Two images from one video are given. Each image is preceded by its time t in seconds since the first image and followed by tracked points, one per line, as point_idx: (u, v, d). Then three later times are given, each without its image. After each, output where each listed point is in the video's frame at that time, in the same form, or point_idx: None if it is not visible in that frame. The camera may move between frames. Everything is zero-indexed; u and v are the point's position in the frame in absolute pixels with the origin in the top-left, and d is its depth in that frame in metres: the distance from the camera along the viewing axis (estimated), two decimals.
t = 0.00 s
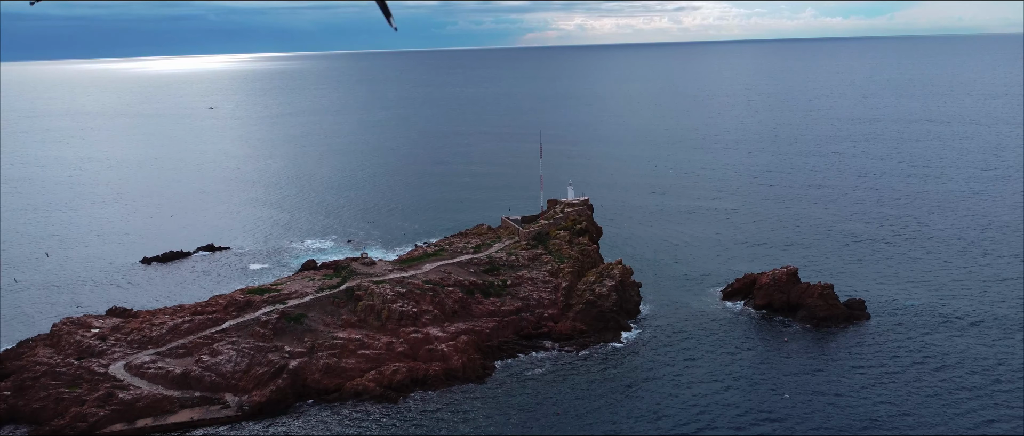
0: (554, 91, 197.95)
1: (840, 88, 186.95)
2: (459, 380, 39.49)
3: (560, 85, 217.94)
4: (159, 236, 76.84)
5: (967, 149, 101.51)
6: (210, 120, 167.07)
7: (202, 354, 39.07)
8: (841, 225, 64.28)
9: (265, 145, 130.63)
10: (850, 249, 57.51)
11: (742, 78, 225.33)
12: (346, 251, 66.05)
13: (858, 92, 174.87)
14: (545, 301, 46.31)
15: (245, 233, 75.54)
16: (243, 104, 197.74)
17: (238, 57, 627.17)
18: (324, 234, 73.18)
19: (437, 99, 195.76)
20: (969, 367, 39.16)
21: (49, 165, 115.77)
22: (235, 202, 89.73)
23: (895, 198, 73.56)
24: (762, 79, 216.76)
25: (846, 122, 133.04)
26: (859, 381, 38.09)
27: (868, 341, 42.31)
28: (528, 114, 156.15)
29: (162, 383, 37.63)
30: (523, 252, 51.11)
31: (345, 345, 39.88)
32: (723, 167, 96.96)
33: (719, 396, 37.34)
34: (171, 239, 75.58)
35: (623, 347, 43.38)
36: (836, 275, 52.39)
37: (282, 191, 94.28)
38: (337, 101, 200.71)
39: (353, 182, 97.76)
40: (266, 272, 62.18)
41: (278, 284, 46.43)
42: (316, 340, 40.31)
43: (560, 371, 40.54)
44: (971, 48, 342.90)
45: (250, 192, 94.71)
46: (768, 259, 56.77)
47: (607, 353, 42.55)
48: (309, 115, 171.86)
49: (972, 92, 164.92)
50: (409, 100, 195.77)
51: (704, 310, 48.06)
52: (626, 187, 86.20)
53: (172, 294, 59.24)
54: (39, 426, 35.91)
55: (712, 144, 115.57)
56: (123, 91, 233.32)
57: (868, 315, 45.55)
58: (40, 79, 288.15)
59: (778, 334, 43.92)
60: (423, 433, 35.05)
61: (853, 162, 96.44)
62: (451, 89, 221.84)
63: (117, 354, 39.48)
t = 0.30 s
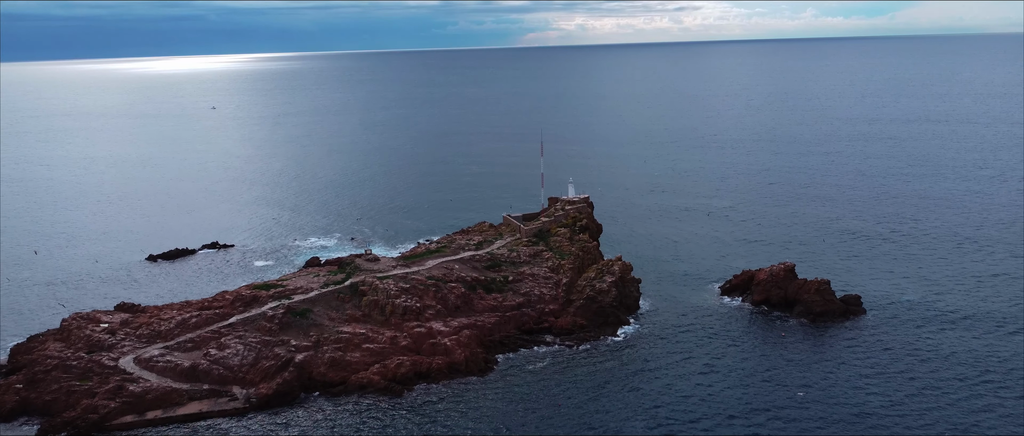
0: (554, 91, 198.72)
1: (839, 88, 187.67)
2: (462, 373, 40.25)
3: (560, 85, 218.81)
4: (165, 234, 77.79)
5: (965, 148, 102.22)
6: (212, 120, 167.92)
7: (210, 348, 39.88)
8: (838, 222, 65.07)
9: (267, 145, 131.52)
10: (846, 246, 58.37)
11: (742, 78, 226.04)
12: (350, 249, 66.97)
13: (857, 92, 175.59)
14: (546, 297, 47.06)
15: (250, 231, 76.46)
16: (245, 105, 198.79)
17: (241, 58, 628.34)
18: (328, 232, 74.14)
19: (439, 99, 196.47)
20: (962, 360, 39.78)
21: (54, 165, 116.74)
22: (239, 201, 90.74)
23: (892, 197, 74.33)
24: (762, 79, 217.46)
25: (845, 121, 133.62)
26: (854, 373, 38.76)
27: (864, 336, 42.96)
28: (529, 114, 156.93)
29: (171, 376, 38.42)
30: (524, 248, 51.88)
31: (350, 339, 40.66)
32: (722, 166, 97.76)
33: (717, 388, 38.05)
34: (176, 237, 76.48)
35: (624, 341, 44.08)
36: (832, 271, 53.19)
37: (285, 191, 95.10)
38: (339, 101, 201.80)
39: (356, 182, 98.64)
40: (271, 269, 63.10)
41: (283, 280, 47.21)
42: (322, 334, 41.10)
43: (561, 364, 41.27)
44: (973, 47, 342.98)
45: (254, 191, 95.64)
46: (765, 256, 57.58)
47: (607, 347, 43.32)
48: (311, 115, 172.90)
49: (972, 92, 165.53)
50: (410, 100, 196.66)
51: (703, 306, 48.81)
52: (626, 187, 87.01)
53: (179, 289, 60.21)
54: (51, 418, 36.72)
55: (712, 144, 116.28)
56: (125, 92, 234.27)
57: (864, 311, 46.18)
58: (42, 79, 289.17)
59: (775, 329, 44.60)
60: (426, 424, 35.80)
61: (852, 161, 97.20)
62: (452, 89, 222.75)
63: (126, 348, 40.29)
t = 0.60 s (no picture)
0: (555, 91, 199.49)
1: (839, 88, 188.31)
2: (464, 367, 40.99)
3: (561, 84, 219.53)
4: (170, 233, 78.64)
5: (963, 147, 102.90)
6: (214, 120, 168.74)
7: (217, 342, 40.66)
8: (835, 220, 65.81)
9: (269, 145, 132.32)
10: (843, 243, 59.12)
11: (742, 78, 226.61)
12: (353, 246, 67.79)
13: (857, 92, 176.30)
14: (547, 292, 47.80)
15: (254, 230, 77.28)
16: (246, 105, 199.54)
17: (243, 58, 628.88)
18: (331, 231, 74.96)
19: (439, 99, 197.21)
20: (953, 352, 40.52)
21: (58, 164, 117.67)
22: (243, 200, 91.57)
23: (890, 195, 75.07)
24: (762, 79, 218.15)
25: (844, 120, 134.44)
26: (848, 365, 39.51)
27: (858, 330, 43.67)
28: (530, 114, 157.73)
29: (180, 370, 39.20)
30: (525, 245, 52.65)
31: (355, 334, 41.43)
32: (721, 165, 98.50)
33: (715, 381, 38.78)
34: (181, 236, 77.33)
35: (624, 336, 44.79)
36: (829, 267, 53.92)
37: (287, 190, 95.90)
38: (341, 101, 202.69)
39: (358, 181, 99.43)
40: (275, 266, 63.93)
41: (289, 276, 47.94)
42: (327, 329, 41.87)
43: (562, 358, 42.01)
44: (974, 47, 342.55)
45: (257, 190, 96.47)
46: (763, 253, 58.34)
47: (607, 342, 44.06)
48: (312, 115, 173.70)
49: (971, 91, 166.18)
50: (412, 100, 197.45)
51: (702, 301, 49.54)
52: (626, 186, 87.73)
53: (185, 286, 61.02)
54: (63, 410, 37.50)
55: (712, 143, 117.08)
56: (127, 92, 235.06)
57: (860, 307, 46.86)
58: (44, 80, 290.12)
59: (771, 324, 45.32)
60: (430, 415, 36.53)
61: (850, 160, 97.91)
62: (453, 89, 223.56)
63: (135, 343, 41.09)
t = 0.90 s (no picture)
0: (555, 91, 200.23)
1: (839, 87, 188.83)
2: (467, 361, 41.72)
3: (561, 84, 220.17)
4: (174, 231, 79.44)
5: (960, 147, 103.56)
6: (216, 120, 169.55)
7: (224, 336, 41.45)
8: (832, 218, 66.54)
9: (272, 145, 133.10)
10: (839, 240, 59.83)
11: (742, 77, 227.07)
12: (356, 244, 68.59)
13: (856, 91, 177.15)
14: (548, 288, 48.54)
15: (257, 228, 78.07)
16: (248, 104, 200.37)
17: (244, 58, 629.59)
18: (333, 229, 75.80)
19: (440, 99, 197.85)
20: (947, 345, 41.21)
21: (62, 164, 118.50)
22: (246, 199, 92.41)
23: (887, 194, 75.77)
24: (762, 79, 218.95)
25: (843, 120, 135.22)
26: (843, 358, 40.22)
27: (854, 324, 44.35)
28: (531, 114, 158.51)
29: (188, 363, 39.98)
30: (526, 242, 53.40)
31: (360, 328, 42.19)
32: (720, 165, 99.28)
33: (712, 373, 39.45)
34: (185, 234, 78.11)
35: (624, 331, 45.52)
36: (825, 264, 54.67)
37: (290, 189, 96.68)
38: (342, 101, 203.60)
39: (360, 181, 100.25)
40: (279, 263, 64.73)
41: (293, 273, 48.67)
42: (332, 323, 42.64)
43: (563, 352, 42.69)
44: (975, 47, 342.44)
45: (260, 190, 97.30)
46: (761, 250, 59.11)
47: (608, 336, 44.81)
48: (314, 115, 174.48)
49: (970, 91, 166.81)
50: (413, 100, 198.26)
51: (700, 297, 50.31)
52: (626, 185, 88.50)
53: (190, 282, 61.85)
54: (74, 402, 38.26)
55: (712, 142, 117.89)
56: (128, 92, 235.91)
57: (856, 302, 47.52)
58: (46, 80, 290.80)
59: (768, 319, 46.02)
60: (434, 407, 37.24)
61: (848, 160, 98.62)
62: (454, 89, 224.31)
63: (144, 337, 41.87)
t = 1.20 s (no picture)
0: (556, 90, 201.05)
1: (840, 87, 189.55)
2: (469, 355, 42.49)
3: (562, 84, 221.01)
4: (179, 230, 80.33)
5: (959, 146, 104.35)
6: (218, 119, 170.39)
7: (231, 331, 42.24)
8: (830, 216, 67.34)
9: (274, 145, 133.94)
10: (837, 238, 60.64)
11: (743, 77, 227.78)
12: (359, 242, 69.50)
13: (856, 91, 177.87)
14: (549, 284, 49.30)
15: (261, 227, 78.99)
16: (250, 105, 201.26)
17: (245, 58, 630.66)
18: (337, 228, 76.70)
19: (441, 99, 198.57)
20: (940, 339, 41.99)
21: (67, 163, 119.47)
22: (250, 198, 93.33)
23: (885, 192, 76.56)
24: (762, 79, 219.82)
25: (842, 119, 136.05)
26: (838, 351, 40.96)
27: (849, 319, 45.05)
28: (531, 113, 159.34)
29: (195, 357, 40.77)
30: (528, 239, 54.18)
31: (364, 323, 42.98)
32: (719, 163, 100.10)
33: (710, 366, 40.19)
34: (190, 233, 78.98)
35: (623, 326, 46.31)
36: (822, 260, 55.47)
37: (293, 188, 97.57)
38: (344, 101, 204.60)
39: (362, 180, 101.12)
40: (284, 261, 65.62)
41: (298, 270, 49.42)
42: (337, 318, 43.42)
43: (563, 347, 43.43)
44: (977, 47, 342.67)
45: (263, 189, 98.15)
46: (759, 247, 59.92)
47: (607, 330, 45.62)
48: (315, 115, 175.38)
49: (969, 90, 167.53)
50: (414, 100, 199.22)
51: (699, 293, 51.09)
52: (626, 184, 89.29)
53: (196, 278, 62.76)
54: (84, 395, 39.04)
55: (712, 142, 118.71)
56: (131, 92, 236.75)
57: (852, 298, 48.29)
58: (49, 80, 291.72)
59: (765, 315, 46.74)
60: (437, 399, 37.99)
61: (847, 158, 99.39)
62: (455, 89, 225.25)
63: (152, 332, 42.67)
